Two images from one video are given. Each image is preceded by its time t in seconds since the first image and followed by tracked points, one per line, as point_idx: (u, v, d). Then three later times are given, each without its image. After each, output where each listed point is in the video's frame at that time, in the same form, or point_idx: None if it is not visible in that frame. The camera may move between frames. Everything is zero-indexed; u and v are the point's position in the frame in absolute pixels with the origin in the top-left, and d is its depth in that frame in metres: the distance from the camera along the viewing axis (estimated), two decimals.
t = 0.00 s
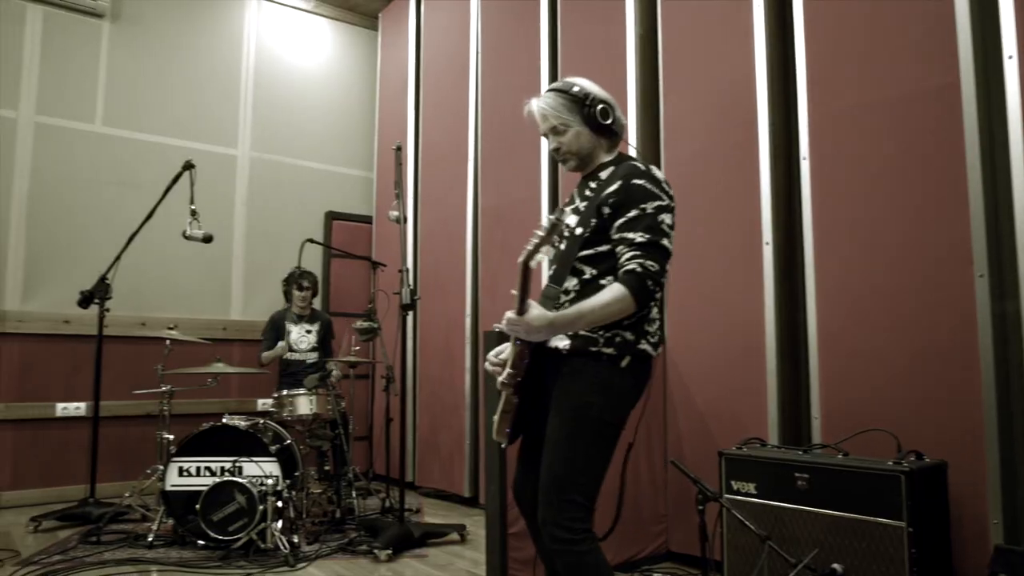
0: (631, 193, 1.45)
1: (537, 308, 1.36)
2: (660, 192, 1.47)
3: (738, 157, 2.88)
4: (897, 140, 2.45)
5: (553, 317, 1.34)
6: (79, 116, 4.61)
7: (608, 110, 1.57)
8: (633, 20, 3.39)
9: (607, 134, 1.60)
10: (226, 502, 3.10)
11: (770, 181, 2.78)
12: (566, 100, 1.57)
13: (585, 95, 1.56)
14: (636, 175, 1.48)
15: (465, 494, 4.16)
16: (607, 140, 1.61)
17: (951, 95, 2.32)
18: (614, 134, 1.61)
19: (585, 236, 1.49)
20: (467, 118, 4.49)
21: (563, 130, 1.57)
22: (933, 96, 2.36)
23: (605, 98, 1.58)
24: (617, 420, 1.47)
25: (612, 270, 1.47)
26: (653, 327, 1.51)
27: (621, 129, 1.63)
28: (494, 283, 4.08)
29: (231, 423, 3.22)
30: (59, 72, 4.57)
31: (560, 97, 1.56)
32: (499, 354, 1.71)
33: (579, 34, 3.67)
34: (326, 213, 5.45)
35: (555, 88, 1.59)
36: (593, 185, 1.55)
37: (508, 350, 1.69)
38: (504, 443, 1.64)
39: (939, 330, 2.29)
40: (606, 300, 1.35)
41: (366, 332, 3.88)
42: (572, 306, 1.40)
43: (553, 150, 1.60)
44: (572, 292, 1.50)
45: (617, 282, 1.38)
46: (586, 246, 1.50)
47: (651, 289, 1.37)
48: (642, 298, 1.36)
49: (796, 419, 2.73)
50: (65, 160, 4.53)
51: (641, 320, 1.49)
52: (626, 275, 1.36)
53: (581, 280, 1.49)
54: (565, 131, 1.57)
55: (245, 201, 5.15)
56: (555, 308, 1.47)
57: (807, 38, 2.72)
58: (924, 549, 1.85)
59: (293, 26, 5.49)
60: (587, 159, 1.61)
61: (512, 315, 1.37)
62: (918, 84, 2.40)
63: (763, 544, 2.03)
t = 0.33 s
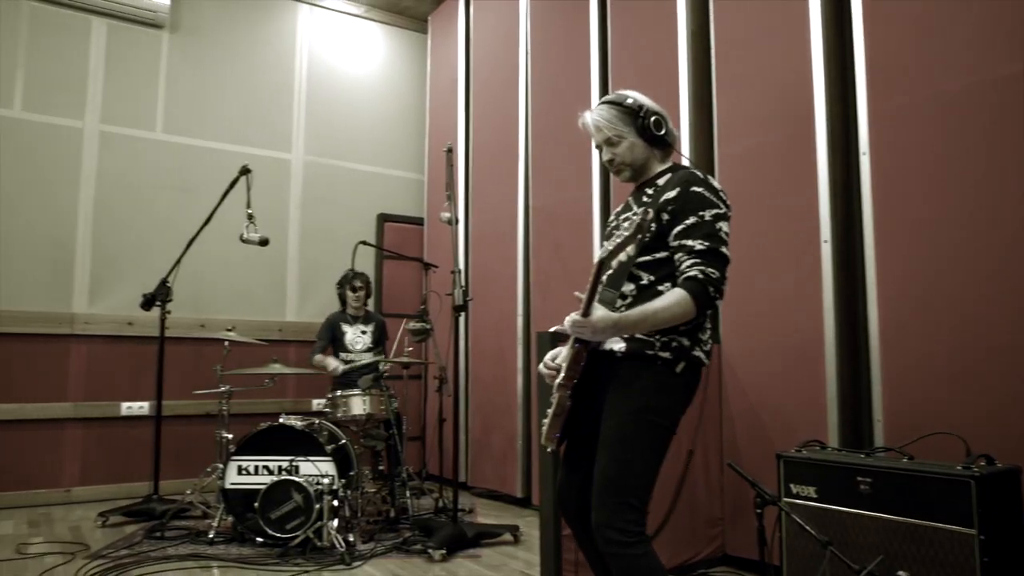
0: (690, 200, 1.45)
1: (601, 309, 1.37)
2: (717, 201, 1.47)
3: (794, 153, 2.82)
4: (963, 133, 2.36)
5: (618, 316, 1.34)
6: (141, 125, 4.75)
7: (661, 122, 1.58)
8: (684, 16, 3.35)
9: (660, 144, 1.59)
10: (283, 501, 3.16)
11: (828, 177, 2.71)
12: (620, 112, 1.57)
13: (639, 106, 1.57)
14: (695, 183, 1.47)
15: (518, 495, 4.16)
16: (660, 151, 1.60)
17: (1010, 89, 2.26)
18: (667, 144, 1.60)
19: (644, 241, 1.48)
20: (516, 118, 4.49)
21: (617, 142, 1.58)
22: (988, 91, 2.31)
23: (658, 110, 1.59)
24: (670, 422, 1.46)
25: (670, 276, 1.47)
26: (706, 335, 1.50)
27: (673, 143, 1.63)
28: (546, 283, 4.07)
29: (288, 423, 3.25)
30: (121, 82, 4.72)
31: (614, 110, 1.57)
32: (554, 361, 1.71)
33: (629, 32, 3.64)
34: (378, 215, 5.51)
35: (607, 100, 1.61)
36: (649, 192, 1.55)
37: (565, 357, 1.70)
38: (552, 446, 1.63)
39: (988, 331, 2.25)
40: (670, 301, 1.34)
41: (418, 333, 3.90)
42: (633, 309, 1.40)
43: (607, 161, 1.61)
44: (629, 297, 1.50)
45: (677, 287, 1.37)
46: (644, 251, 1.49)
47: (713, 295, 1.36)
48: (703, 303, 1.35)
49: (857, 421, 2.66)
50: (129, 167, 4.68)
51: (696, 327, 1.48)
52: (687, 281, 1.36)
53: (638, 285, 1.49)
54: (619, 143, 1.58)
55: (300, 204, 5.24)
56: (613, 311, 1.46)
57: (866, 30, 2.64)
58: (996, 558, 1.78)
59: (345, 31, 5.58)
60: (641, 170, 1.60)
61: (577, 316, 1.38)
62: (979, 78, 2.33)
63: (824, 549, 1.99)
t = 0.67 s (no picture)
0: (732, 203, 1.43)
1: (645, 314, 1.36)
2: (761, 203, 1.43)
3: (848, 149, 2.76)
4: None
5: (663, 323, 1.33)
6: (196, 131, 4.87)
7: (706, 125, 1.57)
8: (733, 11, 3.31)
9: (706, 148, 1.58)
10: (336, 499, 3.21)
11: (884, 173, 2.64)
12: (663, 117, 1.57)
13: (682, 110, 1.56)
14: (737, 186, 1.45)
15: (567, 495, 4.15)
16: (706, 155, 1.59)
17: None
18: (713, 148, 1.59)
19: (689, 248, 1.48)
20: (563, 118, 4.48)
21: (661, 148, 1.58)
22: None
23: (703, 113, 1.58)
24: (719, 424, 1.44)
25: (716, 281, 1.45)
26: (758, 340, 1.48)
27: (720, 147, 1.61)
28: (594, 283, 4.06)
29: (338, 423, 3.32)
30: (177, 89, 4.84)
31: (657, 115, 1.58)
32: (599, 363, 1.70)
33: (677, 29, 3.61)
34: (426, 217, 5.55)
35: (651, 107, 1.60)
36: (695, 195, 1.54)
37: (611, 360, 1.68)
38: (599, 446, 1.62)
39: (1019, 331, 2.25)
40: (715, 306, 1.32)
41: (468, 334, 3.92)
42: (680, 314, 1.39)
43: (652, 167, 1.61)
44: (677, 303, 1.49)
45: (723, 291, 1.35)
46: (690, 257, 1.49)
47: (760, 298, 1.34)
48: (750, 306, 1.33)
49: (916, 423, 2.59)
50: (184, 172, 4.80)
51: (746, 332, 1.46)
52: (732, 285, 1.34)
53: (687, 291, 1.48)
54: (664, 148, 1.58)
55: (349, 207, 5.31)
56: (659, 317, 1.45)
57: (924, 21, 2.57)
58: None
59: (392, 35, 5.64)
60: (687, 174, 1.59)
61: (622, 321, 1.38)
62: None
63: (883, 555, 1.94)
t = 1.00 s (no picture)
0: (792, 207, 1.41)
1: (704, 323, 1.33)
2: (822, 206, 1.41)
3: (905, 144, 2.69)
4: None
5: (724, 332, 1.30)
6: (248, 136, 4.97)
7: (762, 127, 1.54)
8: (784, 5, 3.25)
9: (762, 151, 1.56)
10: (388, 498, 3.25)
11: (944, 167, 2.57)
12: (717, 120, 1.55)
13: (736, 113, 1.54)
14: (797, 189, 1.43)
15: (617, 497, 4.13)
16: (763, 157, 1.57)
17: None
18: (770, 150, 1.57)
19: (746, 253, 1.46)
20: (610, 117, 4.46)
21: (716, 152, 1.56)
22: None
23: (758, 115, 1.56)
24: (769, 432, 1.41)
25: (775, 286, 1.44)
26: (814, 346, 1.43)
27: (776, 148, 1.59)
28: (643, 282, 4.03)
29: (389, 423, 3.36)
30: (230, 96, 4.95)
31: (710, 121, 1.56)
32: (655, 371, 1.67)
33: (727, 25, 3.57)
34: (474, 218, 5.58)
35: (705, 110, 1.59)
36: (753, 199, 1.52)
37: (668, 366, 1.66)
38: (652, 454, 1.61)
39: None
40: (776, 314, 1.30)
41: (517, 334, 3.93)
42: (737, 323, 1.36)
43: (708, 171, 1.60)
44: (733, 307, 1.48)
45: (785, 299, 1.34)
46: (747, 261, 1.47)
47: (823, 305, 1.33)
48: (813, 313, 1.32)
49: (980, 426, 2.51)
50: (237, 176, 4.90)
51: (802, 336, 1.42)
52: (795, 292, 1.33)
53: (742, 295, 1.47)
54: (719, 152, 1.56)
55: (397, 209, 5.36)
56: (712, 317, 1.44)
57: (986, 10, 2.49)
58: None
59: (438, 38, 5.68)
60: (743, 177, 1.58)
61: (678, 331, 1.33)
62: None
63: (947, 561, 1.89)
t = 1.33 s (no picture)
0: (867, 202, 1.39)
1: (776, 329, 1.34)
2: (898, 202, 1.39)
3: (969, 137, 2.60)
4: None
5: (793, 338, 1.31)
6: (299, 139, 5.04)
7: (831, 115, 1.52)
8: None
9: (828, 140, 1.54)
10: (440, 498, 3.25)
11: (1011, 160, 2.46)
12: (785, 105, 1.53)
13: (806, 99, 1.51)
14: (872, 183, 1.40)
15: (668, 499, 4.09)
16: (829, 146, 1.55)
17: None
18: (836, 139, 1.55)
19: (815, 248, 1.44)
20: (659, 115, 4.42)
21: (782, 138, 1.54)
22: None
23: (828, 102, 1.53)
24: (838, 429, 1.39)
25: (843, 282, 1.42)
26: (877, 341, 1.40)
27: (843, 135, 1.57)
28: (694, 282, 3.98)
29: (441, 423, 3.38)
30: (281, 101, 5.03)
31: (778, 104, 1.54)
32: (715, 369, 1.62)
33: (780, 20, 3.50)
34: (521, 218, 5.58)
35: (773, 93, 1.56)
36: (819, 192, 1.52)
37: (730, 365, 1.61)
38: (709, 452, 1.58)
39: None
40: (845, 314, 1.31)
41: (566, 335, 3.92)
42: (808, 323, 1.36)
43: (771, 157, 1.58)
44: (797, 300, 1.47)
45: (855, 297, 1.33)
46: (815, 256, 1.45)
47: (894, 304, 1.32)
48: (886, 314, 1.31)
49: None
50: (289, 179, 4.98)
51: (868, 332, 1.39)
52: (866, 291, 1.31)
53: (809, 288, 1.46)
54: (785, 138, 1.54)
55: (446, 211, 5.39)
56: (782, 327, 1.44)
57: None
58: None
59: (486, 40, 5.69)
60: (807, 167, 1.56)
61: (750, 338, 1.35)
62: None
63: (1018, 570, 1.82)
